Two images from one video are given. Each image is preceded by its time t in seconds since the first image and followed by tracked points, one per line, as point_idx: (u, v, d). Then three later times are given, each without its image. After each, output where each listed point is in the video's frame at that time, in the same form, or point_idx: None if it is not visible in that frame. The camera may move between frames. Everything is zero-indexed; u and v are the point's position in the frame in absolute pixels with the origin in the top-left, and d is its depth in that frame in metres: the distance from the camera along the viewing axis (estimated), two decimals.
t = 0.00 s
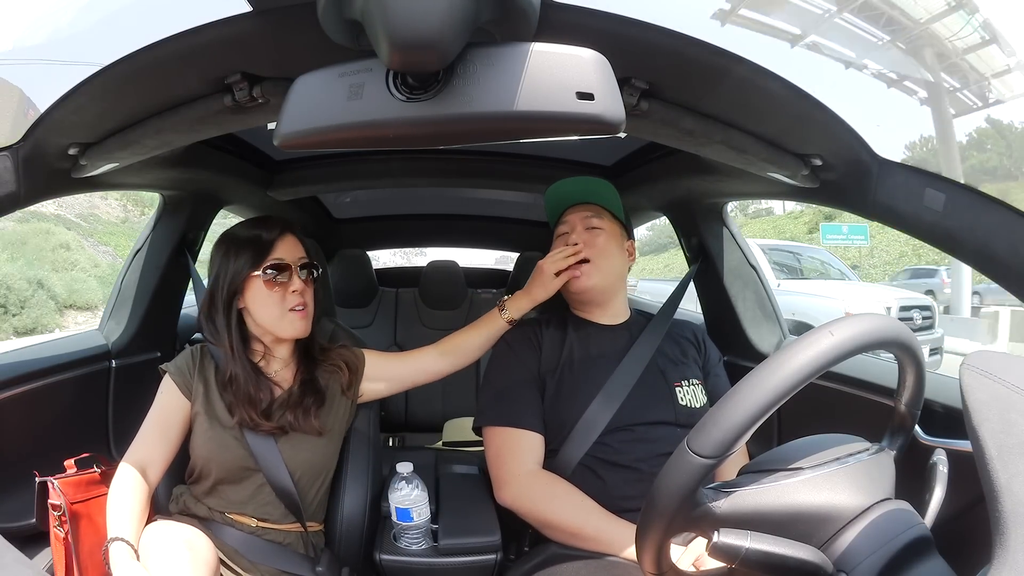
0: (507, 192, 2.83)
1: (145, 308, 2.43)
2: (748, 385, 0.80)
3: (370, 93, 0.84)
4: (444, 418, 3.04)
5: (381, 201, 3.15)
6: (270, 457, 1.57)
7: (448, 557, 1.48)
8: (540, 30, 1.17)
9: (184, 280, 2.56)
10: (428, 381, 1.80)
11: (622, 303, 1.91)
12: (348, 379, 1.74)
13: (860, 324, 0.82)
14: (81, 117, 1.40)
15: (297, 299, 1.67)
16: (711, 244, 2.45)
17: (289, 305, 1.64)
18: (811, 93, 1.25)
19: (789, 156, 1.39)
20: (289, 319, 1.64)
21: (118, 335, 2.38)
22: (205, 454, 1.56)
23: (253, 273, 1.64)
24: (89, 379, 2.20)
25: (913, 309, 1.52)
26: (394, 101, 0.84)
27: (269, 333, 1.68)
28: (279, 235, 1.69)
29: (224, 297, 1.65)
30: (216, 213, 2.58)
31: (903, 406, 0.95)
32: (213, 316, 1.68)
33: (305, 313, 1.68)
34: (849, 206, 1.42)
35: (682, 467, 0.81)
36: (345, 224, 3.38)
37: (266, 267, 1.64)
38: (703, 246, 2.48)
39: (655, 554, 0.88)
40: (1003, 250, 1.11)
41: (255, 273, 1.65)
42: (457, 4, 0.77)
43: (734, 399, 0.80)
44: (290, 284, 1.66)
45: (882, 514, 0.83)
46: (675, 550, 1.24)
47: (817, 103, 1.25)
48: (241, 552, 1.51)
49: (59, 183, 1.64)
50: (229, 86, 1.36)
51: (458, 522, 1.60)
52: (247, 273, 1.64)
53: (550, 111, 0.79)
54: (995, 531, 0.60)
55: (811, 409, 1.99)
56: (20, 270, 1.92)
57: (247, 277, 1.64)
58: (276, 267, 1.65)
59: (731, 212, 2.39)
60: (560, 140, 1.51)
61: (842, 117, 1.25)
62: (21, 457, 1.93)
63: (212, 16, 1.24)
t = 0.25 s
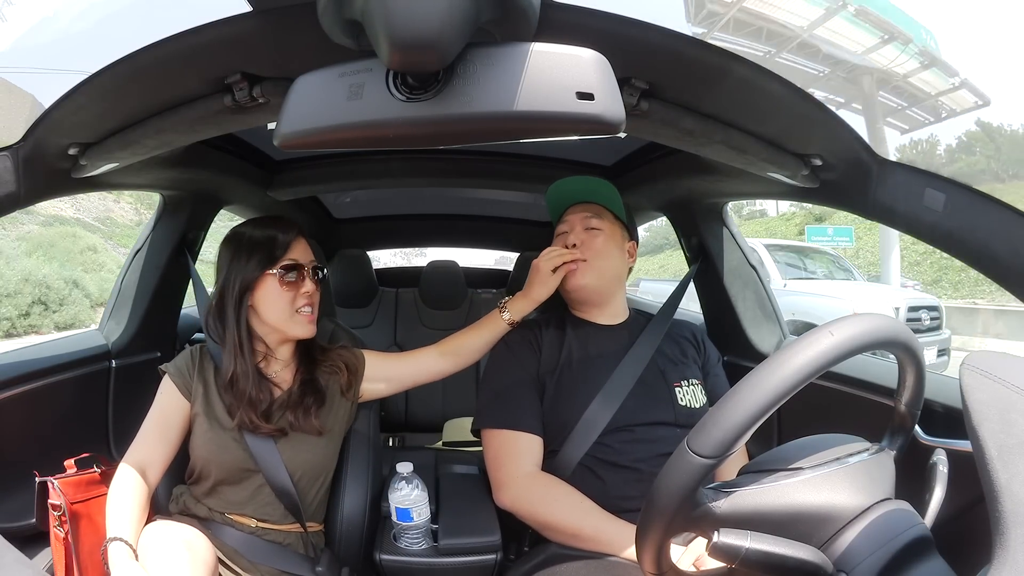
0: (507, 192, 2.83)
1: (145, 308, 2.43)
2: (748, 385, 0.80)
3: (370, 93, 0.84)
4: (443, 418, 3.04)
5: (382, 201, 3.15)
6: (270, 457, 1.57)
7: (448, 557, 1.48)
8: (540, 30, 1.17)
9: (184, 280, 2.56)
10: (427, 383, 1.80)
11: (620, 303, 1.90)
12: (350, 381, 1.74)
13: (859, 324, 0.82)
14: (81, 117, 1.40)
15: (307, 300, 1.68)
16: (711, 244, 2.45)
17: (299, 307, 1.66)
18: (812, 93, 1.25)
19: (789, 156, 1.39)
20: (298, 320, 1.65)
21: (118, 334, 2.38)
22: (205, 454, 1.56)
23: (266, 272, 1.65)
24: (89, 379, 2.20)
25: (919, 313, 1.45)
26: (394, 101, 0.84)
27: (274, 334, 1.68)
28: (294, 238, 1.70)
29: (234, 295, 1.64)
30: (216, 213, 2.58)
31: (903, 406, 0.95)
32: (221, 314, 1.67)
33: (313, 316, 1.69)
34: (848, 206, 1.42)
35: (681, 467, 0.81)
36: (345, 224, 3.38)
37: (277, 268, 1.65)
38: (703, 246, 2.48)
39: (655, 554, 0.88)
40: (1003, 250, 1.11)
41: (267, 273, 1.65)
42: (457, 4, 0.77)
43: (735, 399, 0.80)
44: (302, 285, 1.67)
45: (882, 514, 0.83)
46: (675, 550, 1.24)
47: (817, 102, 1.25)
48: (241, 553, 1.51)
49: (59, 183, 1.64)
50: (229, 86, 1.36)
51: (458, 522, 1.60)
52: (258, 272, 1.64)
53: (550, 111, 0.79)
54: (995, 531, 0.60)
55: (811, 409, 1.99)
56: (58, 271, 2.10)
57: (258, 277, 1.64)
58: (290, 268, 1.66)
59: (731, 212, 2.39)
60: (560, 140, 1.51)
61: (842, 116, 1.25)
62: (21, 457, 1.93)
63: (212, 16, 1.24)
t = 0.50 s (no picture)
0: (507, 192, 2.83)
1: (145, 308, 2.43)
2: (748, 385, 0.80)
3: (370, 93, 0.84)
4: (443, 417, 3.04)
5: (382, 202, 3.15)
6: (269, 458, 1.57)
7: (448, 557, 1.48)
8: (539, 30, 1.17)
9: (184, 280, 2.56)
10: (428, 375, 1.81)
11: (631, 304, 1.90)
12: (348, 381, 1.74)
13: (859, 324, 0.82)
14: (81, 117, 1.40)
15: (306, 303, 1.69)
16: (711, 244, 2.45)
17: (298, 310, 1.66)
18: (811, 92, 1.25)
19: (789, 156, 1.39)
20: (295, 326, 1.65)
21: (118, 334, 2.38)
22: (205, 454, 1.56)
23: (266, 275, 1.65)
24: (89, 379, 2.20)
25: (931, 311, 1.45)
26: (394, 101, 0.84)
27: (273, 336, 1.68)
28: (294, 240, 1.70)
29: (233, 297, 1.64)
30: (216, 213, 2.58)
31: (903, 406, 0.95)
32: (219, 316, 1.66)
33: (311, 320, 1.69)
34: (848, 207, 1.42)
35: (681, 467, 0.81)
36: (346, 225, 3.38)
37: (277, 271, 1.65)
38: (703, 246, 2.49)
39: (655, 554, 0.88)
40: (1003, 250, 1.11)
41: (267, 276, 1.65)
42: (457, 4, 0.77)
43: (735, 399, 0.79)
44: (302, 288, 1.68)
45: (883, 514, 0.83)
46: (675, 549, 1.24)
47: (816, 102, 1.25)
48: (240, 553, 1.51)
49: (59, 183, 1.64)
50: (229, 86, 1.36)
51: (458, 522, 1.60)
52: (258, 275, 1.64)
53: (550, 111, 0.79)
54: (996, 531, 0.60)
55: (811, 409, 1.99)
56: (82, 271, 2.23)
57: (257, 280, 1.64)
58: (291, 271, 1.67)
59: (731, 212, 2.39)
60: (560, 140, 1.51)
61: (841, 116, 1.25)
62: (21, 457, 1.93)
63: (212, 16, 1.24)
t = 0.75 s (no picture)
0: (507, 192, 2.83)
1: (146, 308, 2.42)
2: (748, 385, 0.80)
3: (370, 93, 0.84)
4: (443, 417, 3.04)
5: (382, 202, 3.15)
6: (269, 458, 1.57)
7: (448, 557, 1.48)
8: (540, 31, 1.17)
9: (184, 280, 2.56)
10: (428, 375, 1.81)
11: (631, 304, 1.91)
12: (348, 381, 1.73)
13: (859, 324, 0.82)
14: (81, 117, 1.40)
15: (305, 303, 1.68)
16: (711, 244, 2.45)
17: (298, 311, 1.66)
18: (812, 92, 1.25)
19: (789, 156, 1.39)
20: (297, 324, 1.65)
21: (118, 334, 2.38)
22: (205, 454, 1.56)
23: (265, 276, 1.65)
24: (89, 379, 2.20)
25: (939, 312, 1.47)
26: (394, 101, 0.83)
27: (273, 337, 1.68)
28: (294, 239, 1.70)
29: (233, 297, 1.64)
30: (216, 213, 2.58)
31: (903, 406, 0.95)
32: (219, 316, 1.66)
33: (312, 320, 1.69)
34: (848, 207, 1.42)
35: (681, 467, 0.81)
36: (346, 225, 3.38)
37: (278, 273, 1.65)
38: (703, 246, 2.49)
39: (655, 554, 0.88)
40: (1002, 250, 1.11)
41: (267, 277, 1.65)
42: (457, 5, 0.77)
43: (735, 399, 0.79)
44: (301, 289, 1.67)
45: (883, 514, 0.83)
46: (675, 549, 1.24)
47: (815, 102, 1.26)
48: (241, 553, 1.51)
49: (58, 183, 1.64)
50: (229, 86, 1.36)
51: (458, 521, 1.60)
52: (257, 276, 1.64)
53: (550, 111, 0.79)
54: (996, 531, 0.60)
55: (812, 409, 1.99)
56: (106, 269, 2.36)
57: (257, 281, 1.64)
58: (290, 271, 1.66)
59: (731, 212, 2.39)
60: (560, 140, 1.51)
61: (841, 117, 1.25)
62: (22, 457, 1.93)
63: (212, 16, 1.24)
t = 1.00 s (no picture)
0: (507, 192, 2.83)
1: (146, 308, 2.42)
2: (748, 385, 0.80)
3: (370, 93, 0.84)
4: (443, 417, 3.04)
5: (382, 202, 3.15)
6: (268, 458, 1.57)
7: (448, 557, 1.48)
8: (540, 30, 1.17)
9: (184, 280, 2.56)
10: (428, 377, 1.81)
11: (631, 304, 1.91)
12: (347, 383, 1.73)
13: (860, 325, 0.82)
14: (81, 117, 1.40)
15: (306, 312, 1.67)
16: (711, 244, 2.45)
17: (297, 319, 1.65)
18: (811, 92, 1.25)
19: (789, 156, 1.39)
20: (293, 334, 1.64)
21: (118, 334, 2.37)
22: (205, 454, 1.56)
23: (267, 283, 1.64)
24: (89, 379, 2.20)
25: (947, 312, 1.43)
26: (394, 101, 0.83)
27: (272, 340, 1.67)
28: (300, 244, 1.69)
29: (234, 300, 1.64)
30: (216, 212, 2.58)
31: (903, 406, 0.95)
32: (220, 317, 1.66)
33: (310, 328, 1.68)
34: (848, 206, 1.42)
35: (681, 467, 0.81)
36: (346, 224, 3.38)
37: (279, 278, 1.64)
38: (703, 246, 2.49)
39: (655, 554, 0.88)
40: (1002, 250, 1.11)
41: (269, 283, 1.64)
42: (457, 4, 0.77)
43: (734, 399, 0.79)
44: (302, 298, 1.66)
45: (882, 514, 0.83)
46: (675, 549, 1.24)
47: (815, 102, 1.25)
48: (241, 553, 1.51)
49: (58, 183, 1.64)
50: (229, 86, 1.36)
51: (458, 521, 1.60)
52: (260, 283, 1.63)
53: (551, 111, 0.79)
54: (995, 531, 0.60)
55: (812, 409, 1.99)
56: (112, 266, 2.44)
57: (259, 286, 1.63)
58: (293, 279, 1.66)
59: (731, 212, 2.39)
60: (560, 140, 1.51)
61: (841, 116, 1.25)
62: (22, 457, 1.93)
63: (212, 16, 1.24)
